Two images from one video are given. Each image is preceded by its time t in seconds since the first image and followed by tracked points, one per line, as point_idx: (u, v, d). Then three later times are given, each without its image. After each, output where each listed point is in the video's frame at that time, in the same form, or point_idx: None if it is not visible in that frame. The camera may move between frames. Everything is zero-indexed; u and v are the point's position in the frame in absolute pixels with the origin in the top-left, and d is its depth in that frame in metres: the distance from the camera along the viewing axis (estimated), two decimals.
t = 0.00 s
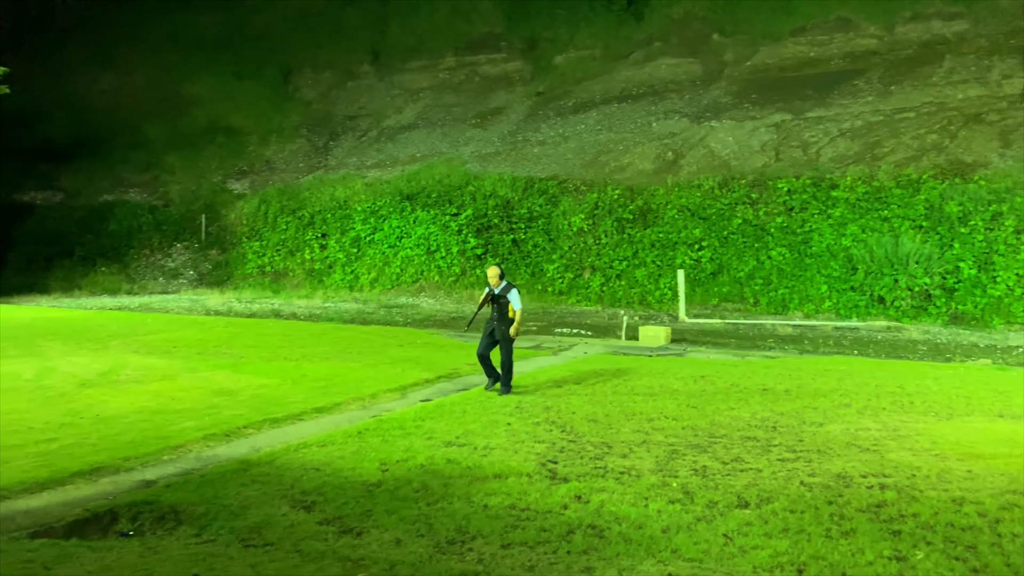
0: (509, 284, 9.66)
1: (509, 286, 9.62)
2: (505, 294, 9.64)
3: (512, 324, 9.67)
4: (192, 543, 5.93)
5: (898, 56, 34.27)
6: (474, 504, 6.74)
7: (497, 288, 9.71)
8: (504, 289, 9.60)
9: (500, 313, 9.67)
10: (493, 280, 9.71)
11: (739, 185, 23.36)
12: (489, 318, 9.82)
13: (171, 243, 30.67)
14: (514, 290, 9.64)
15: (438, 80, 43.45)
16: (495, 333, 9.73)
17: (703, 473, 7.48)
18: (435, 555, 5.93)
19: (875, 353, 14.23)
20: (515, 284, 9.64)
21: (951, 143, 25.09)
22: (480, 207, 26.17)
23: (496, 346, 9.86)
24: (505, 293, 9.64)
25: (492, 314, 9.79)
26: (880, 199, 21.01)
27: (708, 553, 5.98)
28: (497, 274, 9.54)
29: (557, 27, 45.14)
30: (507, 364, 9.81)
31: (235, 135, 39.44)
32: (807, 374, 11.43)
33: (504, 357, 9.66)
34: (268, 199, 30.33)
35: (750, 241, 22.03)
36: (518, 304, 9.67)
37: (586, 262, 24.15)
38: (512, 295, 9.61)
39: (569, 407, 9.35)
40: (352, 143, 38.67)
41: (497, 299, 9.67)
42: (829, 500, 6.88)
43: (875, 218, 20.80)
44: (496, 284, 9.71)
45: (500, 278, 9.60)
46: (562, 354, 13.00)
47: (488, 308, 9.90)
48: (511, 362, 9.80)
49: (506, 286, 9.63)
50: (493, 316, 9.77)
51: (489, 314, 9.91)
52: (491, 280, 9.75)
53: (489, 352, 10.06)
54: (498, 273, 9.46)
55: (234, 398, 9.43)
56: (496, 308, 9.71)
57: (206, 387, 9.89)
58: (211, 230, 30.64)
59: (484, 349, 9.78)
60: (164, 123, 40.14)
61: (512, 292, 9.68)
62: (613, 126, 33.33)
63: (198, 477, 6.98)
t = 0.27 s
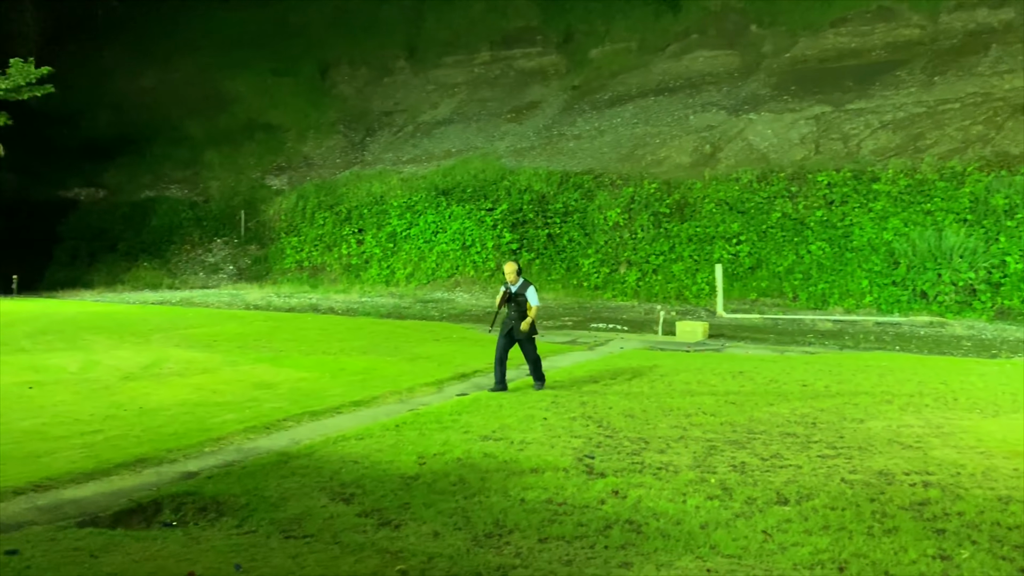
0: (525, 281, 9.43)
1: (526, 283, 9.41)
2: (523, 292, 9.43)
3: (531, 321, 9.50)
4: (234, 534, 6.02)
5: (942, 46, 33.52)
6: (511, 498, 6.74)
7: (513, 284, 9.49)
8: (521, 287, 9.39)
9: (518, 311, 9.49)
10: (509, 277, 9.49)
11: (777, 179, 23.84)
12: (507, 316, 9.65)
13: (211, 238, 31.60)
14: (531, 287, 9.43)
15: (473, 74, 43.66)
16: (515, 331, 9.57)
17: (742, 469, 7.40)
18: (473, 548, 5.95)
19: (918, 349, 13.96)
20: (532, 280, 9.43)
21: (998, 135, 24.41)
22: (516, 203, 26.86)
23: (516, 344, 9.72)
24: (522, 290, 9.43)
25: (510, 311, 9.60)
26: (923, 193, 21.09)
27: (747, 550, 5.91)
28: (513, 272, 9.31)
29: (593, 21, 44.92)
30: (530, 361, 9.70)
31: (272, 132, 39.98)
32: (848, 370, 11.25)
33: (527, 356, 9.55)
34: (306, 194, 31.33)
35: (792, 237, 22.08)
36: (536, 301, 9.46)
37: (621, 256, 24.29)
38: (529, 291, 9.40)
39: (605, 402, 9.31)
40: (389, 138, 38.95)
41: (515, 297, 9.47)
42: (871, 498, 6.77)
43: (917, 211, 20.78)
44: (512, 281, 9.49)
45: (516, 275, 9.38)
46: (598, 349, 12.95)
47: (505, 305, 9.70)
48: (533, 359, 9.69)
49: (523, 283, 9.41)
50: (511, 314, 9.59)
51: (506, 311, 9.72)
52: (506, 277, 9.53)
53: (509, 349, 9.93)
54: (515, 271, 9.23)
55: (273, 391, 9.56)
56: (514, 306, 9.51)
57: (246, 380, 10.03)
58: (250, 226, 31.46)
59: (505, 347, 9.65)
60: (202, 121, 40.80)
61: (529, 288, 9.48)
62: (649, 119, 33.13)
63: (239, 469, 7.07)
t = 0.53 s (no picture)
0: (546, 271, 9.35)
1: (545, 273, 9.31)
2: (541, 282, 9.32)
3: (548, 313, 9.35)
4: (273, 524, 6.10)
5: (985, 34, 32.75)
6: (546, 491, 6.75)
7: (532, 274, 9.38)
8: (540, 277, 9.28)
9: (535, 301, 9.35)
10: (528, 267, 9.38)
11: (815, 170, 23.00)
12: (523, 307, 9.50)
13: (250, 232, 32.15)
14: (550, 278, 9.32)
15: (507, 67, 43.79)
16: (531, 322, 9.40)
17: (779, 464, 7.32)
18: (509, 540, 5.96)
19: (960, 343, 13.70)
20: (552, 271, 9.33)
21: None
22: (549, 195, 26.62)
23: (531, 337, 9.54)
24: (541, 280, 9.32)
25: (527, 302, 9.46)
26: (964, 182, 20.50)
27: (785, 545, 5.86)
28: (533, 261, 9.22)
29: (628, 13, 44.68)
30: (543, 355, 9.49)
31: (308, 127, 40.42)
32: (888, 364, 11.07)
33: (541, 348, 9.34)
34: (341, 189, 31.11)
35: (828, 229, 21.91)
36: (556, 292, 9.37)
37: (656, 250, 24.38)
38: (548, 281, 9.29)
39: (640, 395, 9.28)
40: (423, 132, 39.13)
41: (533, 287, 9.35)
42: (912, 494, 6.66)
43: (959, 203, 20.36)
44: (531, 271, 9.38)
45: (536, 265, 9.29)
46: (633, 343, 12.90)
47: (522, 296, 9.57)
48: (547, 354, 9.49)
49: (542, 273, 9.31)
50: (528, 305, 9.45)
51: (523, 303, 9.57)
52: (525, 267, 9.43)
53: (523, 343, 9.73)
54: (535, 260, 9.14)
55: (310, 383, 9.67)
56: (532, 296, 9.38)
57: (283, 372, 10.16)
58: (287, 220, 31.95)
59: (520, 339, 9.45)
60: (236, 118, 41.36)
61: (548, 279, 9.37)
62: (684, 111, 32.89)
63: (277, 461, 7.16)
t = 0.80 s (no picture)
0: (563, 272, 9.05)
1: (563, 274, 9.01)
2: (558, 282, 9.03)
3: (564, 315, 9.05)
4: (309, 514, 6.18)
5: None
6: (579, 484, 6.75)
7: (550, 274, 9.11)
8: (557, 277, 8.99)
9: (551, 302, 9.08)
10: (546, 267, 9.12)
11: (849, 163, 22.60)
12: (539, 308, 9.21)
13: (283, 227, 32.69)
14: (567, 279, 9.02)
15: (538, 60, 43.77)
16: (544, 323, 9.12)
17: (814, 459, 7.25)
18: (542, 533, 5.97)
19: (1000, 338, 13.45)
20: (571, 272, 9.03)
21: None
22: (580, 189, 26.61)
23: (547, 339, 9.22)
24: (558, 281, 9.04)
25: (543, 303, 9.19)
26: (1007, 175, 19.84)
27: (820, 541, 5.80)
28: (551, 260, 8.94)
29: (660, 5, 44.41)
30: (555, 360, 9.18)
31: (340, 122, 40.67)
32: (926, 359, 10.91)
33: (553, 350, 9.04)
34: (373, 183, 31.35)
35: (863, 222, 21.76)
36: (573, 293, 9.05)
37: (688, 244, 24.49)
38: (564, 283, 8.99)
39: (673, 390, 9.25)
40: (454, 126, 39.20)
41: (550, 287, 9.07)
42: (950, 490, 6.56)
43: (999, 196, 19.82)
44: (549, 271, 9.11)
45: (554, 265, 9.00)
46: (666, 337, 12.86)
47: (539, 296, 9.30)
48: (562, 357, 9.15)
49: (560, 274, 9.03)
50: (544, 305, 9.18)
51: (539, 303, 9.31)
52: (545, 267, 9.16)
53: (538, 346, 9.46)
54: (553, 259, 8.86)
55: (344, 375, 9.76)
56: (548, 296, 9.11)
57: (318, 365, 10.27)
58: (320, 215, 32.39)
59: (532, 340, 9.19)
60: (270, 113, 41.75)
61: (566, 281, 9.07)
62: (717, 103, 32.60)
63: (312, 452, 7.24)
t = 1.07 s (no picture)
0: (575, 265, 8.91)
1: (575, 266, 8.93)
2: (570, 275, 8.95)
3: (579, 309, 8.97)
4: (342, 507, 6.23)
5: None
6: (610, 480, 6.73)
7: (561, 267, 9.02)
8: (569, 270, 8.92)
9: (565, 295, 9.00)
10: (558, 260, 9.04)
11: (883, 156, 23.36)
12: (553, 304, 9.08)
13: (315, 222, 32.96)
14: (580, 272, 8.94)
15: (568, 55, 43.73)
16: (560, 318, 9.05)
17: (848, 456, 7.17)
18: (574, 528, 5.97)
19: None
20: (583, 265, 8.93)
21: None
22: (611, 184, 27.27)
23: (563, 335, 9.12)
24: (570, 273, 8.96)
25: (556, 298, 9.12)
26: None
27: (855, 538, 5.73)
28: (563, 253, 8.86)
29: None
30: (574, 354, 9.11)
31: (370, 117, 40.83)
32: (963, 356, 10.74)
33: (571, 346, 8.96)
34: (404, 177, 32.29)
35: (898, 217, 21.76)
36: (586, 286, 8.93)
37: (720, 238, 24.38)
38: (577, 276, 8.91)
39: (704, 385, 9.20)
40: (484, 121, 39.21)
41: (562, 280, 8.99)
42: (988, 489, 6.45)
43: None
44: (560, 264, 9.03)
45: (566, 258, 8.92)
46: (697, 332, 12.78)
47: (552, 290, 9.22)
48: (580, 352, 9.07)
49: (571, 266, 8.95)
50: (558, 300, 9.10)
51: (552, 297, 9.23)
52: (555, 260, 9.08)
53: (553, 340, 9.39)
54: (565, 251, 8.77)
55: (375, 369, 9.82)
56: (561, 290, 9.03)
57: (350, 359, 10.35)
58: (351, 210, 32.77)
59: (547, 335, 9.11)
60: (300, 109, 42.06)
61: (579, 273, 8.98)
62: (749, 96, 32.30)
63: (345, 445, 7.30)
